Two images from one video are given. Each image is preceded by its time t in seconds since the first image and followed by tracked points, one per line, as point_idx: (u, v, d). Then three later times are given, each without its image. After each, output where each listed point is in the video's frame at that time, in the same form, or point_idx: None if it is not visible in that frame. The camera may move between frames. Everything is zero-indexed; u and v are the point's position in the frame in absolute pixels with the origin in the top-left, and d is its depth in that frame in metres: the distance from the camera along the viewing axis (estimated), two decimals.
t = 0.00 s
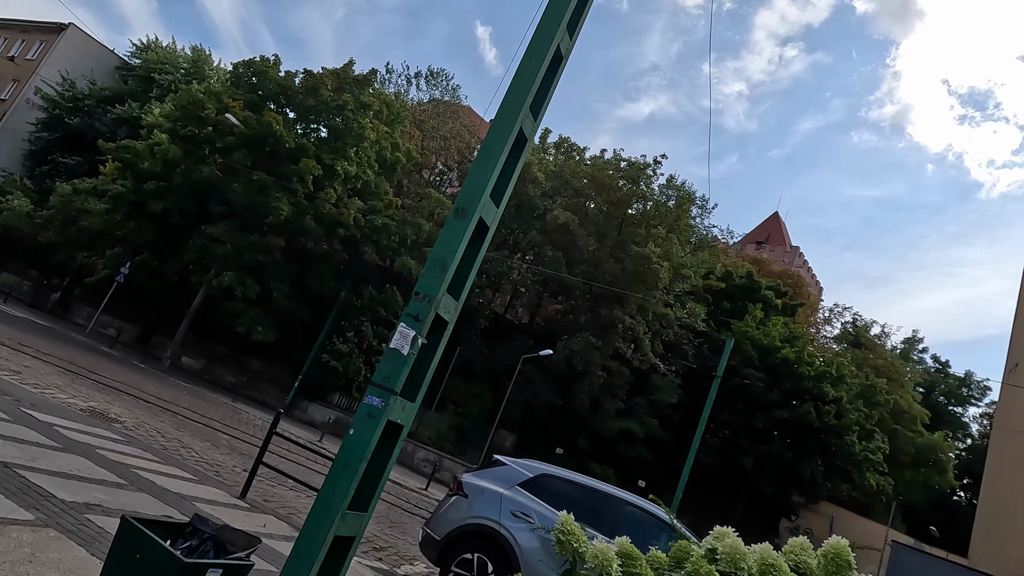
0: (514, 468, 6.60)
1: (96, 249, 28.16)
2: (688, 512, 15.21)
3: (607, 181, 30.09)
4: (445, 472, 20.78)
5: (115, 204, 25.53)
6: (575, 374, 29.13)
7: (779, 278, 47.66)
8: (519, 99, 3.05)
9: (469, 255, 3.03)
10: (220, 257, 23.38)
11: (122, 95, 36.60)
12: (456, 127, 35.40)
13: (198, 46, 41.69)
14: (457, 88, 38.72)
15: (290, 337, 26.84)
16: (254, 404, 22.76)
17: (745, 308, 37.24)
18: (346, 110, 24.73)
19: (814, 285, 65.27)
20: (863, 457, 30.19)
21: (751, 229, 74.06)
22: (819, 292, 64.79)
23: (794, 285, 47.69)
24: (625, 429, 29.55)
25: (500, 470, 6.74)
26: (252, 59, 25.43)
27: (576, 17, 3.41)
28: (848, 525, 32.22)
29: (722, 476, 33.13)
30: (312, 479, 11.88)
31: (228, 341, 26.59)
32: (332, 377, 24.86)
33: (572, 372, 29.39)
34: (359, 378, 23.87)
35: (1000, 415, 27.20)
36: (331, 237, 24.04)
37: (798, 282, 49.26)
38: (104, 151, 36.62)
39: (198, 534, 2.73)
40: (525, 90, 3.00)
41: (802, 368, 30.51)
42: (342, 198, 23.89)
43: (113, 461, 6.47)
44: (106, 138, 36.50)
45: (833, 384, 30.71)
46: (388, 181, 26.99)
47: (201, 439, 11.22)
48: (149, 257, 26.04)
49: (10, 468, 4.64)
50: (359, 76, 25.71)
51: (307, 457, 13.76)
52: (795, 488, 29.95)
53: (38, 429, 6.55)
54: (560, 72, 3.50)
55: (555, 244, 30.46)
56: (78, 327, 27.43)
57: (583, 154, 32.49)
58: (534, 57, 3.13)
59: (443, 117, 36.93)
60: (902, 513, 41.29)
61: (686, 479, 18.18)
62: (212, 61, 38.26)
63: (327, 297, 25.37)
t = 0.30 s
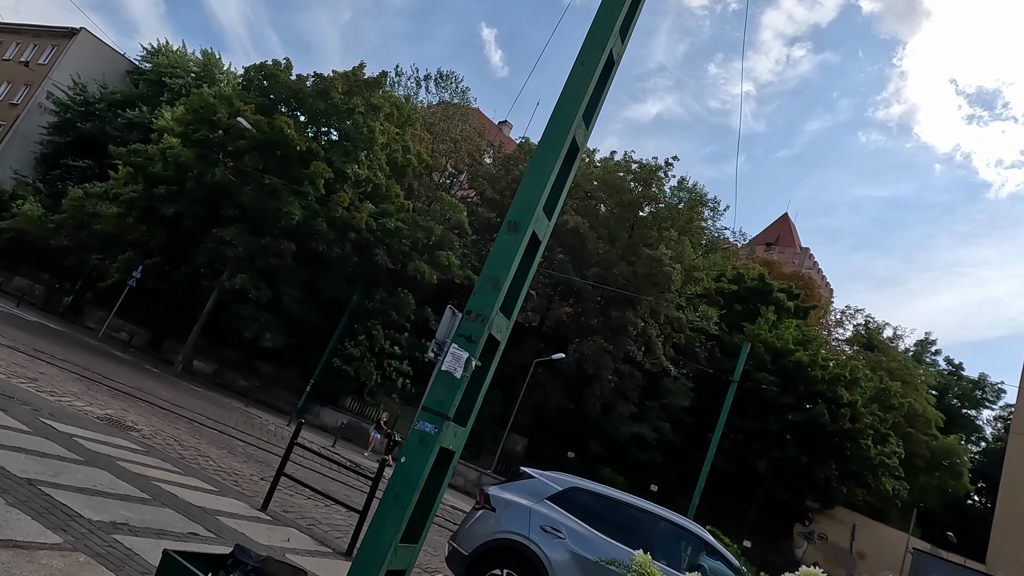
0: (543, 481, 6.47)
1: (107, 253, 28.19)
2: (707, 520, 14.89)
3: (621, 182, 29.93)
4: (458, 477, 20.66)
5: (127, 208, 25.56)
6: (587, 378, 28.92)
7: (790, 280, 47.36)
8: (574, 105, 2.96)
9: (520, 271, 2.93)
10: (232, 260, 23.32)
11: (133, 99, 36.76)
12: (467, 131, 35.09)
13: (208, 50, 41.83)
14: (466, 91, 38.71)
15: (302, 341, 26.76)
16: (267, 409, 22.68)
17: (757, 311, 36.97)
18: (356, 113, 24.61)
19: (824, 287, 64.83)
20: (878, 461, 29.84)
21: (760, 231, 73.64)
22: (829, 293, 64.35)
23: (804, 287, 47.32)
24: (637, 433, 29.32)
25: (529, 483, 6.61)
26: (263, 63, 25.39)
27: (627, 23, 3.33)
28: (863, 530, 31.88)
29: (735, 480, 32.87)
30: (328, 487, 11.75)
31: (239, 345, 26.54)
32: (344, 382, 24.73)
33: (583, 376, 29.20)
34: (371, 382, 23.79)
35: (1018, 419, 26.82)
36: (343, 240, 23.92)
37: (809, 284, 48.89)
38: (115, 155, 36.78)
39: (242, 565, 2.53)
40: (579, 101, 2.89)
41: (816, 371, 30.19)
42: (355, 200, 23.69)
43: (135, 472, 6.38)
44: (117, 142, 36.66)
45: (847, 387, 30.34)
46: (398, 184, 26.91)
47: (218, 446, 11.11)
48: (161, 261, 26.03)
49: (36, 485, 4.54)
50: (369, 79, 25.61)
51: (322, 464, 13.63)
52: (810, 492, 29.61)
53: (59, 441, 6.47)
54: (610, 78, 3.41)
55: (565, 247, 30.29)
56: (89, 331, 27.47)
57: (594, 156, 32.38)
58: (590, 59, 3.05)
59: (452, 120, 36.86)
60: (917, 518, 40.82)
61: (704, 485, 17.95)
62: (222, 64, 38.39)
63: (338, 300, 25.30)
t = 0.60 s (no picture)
0: (582, 493, 6.22)
1: (117, 257, 28.07)
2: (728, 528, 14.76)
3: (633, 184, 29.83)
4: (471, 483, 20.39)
5: (138, 212, 25.44)
6: (599, 382, 28.62)
7: (800, 283, 46.99)
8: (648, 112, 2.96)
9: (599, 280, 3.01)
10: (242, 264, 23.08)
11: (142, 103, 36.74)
12: (476, 134, 34.94)
13: (216, 53, 41.80)
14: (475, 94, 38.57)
15: (312, 345, 26.54)
16: (278, 414, 22.46)
17: (769, 315, 36.67)
18: (366, 115, 24.37)
19: (833, 290, 64.35)
20: (894, 467, 29.41)
21: (768, 234, 73.15)
22: (838, 297, 63.84)
23: (815, 289, 46.87)
24: (650, 438, 29.01)
25: (566, 494, 6.37)
26: (274, 65, 25.26)
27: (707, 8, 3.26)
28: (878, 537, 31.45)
29: (749, 486, 32.50)
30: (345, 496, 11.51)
31: (249, 349, 26.33)
32: (354, 386, 24.22)
33: (595, 380, 28.92)
34: (382, 387, 23.42)
35: None
36: (354, 243, 23.75)
37: (819, 287, 48.46)
38: (124, 159, 36.75)
39: None
40: (662, 105, 2.85)
41: (830, 375, 29.78)
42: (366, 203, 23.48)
43: (157, 483, 6.17)
44: (126, 145, 36.60)
45: (862, 392, 29.91)
46: (408, 187, 26.70)
47: (235, 454, 10.90)
48: (171, 264, 25.90)
49: (61, 501, 4.28)
50: (380, 81, 25.37)
51: (339, 471, 13.40)
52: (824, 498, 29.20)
53: (80, 450, 6.26)
54: (684, 73, 3.39)
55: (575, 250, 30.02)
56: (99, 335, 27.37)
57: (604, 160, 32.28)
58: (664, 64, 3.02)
59: (461, 123, 36.70)
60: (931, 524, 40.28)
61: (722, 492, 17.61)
62: (231, 68, 38.35)
63: (349, 304, 25.12)
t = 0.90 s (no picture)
0: (610, 509, 6.03)
1: (123, 261, 27.96)
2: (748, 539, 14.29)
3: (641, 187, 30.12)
4: (481, 488, 20.18)
5: (145, 215, 25.35)
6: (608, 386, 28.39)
7: (808, 285, 46.72)
8: (698, 161, 3.31)
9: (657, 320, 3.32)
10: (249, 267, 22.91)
11: (148, 106, 36.70)
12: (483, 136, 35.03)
13: (222, 56, 41.73)
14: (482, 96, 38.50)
15: (319, 349, 26.38)
16: (285, 418, 22.29)
17: (778, 317, 36.48)
18: (373, 117, 24.24)
19: (840, 292, 63.97)
20: (905, 471, 29.11)
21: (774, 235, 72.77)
22: (845, 299, 63.47)
23: (822, 291, 46.52)
24: (659, 442, 28.77)
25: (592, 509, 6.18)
26: (280, 68, 25.15)
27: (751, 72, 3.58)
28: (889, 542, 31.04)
29: (759, 490, 32.20)
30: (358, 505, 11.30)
31: (256, 352, 26.17)
32: (362, 391, 23.86)
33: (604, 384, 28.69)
34: (389, 393, 23.08)
35: None
36: (362, 246, 23.61)
37: (826, 289, 48.12)
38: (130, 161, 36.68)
39: None
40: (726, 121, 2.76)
41: (840, 379, 29.48)
42: (374, 205, 23.32)
43: (171, 498, 6.02)
44: (132, 148, 36.56)
45: (873, 395, 29.61)
46: (416, 189, 26.55)
47: (246, 462, 10.75)
48: (178, 268, 25.79)
49: (77, 523, 4.10)
50: (387, 83, 25.23)
51: (349, 479, 13.22)
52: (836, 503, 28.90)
53: (92, 464, 6.11)
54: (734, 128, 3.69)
55: (582, 253, 29.77)
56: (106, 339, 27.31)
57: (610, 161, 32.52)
58: (712, 114, 3.34)
59: (467, 124, 36.51)
60: (941, 528, 39.90)
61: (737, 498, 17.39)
62: (237, 71, 38.27)
63: (357, 308, 24.95)
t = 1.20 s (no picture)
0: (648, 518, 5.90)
1: (131, 263, 27.85)
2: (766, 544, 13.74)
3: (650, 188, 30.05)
4: (492, 491, 19.99)
5: (153, 217, 25.24)
6: (619, 387, 28.19)
7: (816, 285, 46.45)
8: (781, 175, 3.39)
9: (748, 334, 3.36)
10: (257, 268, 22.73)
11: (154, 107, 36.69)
12: (491, 136, 34.85)
13: (228, 58, 41.67)
14: (489, 97, 38.38)
15: (328, 351, 26.24)
16: (296, 421, 22.13)
17: (787, 318, 36.30)
18: (382, 117, 24.09)
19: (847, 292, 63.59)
20: (918, 473, 28.84)
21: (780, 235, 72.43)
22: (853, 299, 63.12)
23: (830, 291, 46.15)
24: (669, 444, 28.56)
25: (628, 518, 6.05)
26: (288, 68, 25.00)
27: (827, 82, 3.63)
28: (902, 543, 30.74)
29: (770, 492, 31.97)
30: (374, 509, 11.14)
31: (265, 354, 25.96)
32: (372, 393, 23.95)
33: (614, 385, 28.48)
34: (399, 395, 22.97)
35: None
36: (372, 247, 23.40)
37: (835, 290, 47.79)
38: (137, 162, 36.85)
39: None
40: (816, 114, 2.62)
41: (852, 380, 29.20)
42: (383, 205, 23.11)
43: (195, 506, 5.88)
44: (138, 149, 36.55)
45: (885, 396, 29.34)
46: (424, 190, 26.39)
47: (261, 467, 10.62)
48: (186, 270, 25.67)
49: (106, 536, 3.95)
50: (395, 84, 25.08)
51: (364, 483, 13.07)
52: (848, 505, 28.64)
53: (114, 472, 5.96)
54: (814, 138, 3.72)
55: (591, 254, 29.55)
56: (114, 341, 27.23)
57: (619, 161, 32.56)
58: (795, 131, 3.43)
59: (474, 125, 36.33)
60: (953, 530, 39.58)
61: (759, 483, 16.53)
62: (243, 72, 38.20)
63: (366, 310, 24.79)
